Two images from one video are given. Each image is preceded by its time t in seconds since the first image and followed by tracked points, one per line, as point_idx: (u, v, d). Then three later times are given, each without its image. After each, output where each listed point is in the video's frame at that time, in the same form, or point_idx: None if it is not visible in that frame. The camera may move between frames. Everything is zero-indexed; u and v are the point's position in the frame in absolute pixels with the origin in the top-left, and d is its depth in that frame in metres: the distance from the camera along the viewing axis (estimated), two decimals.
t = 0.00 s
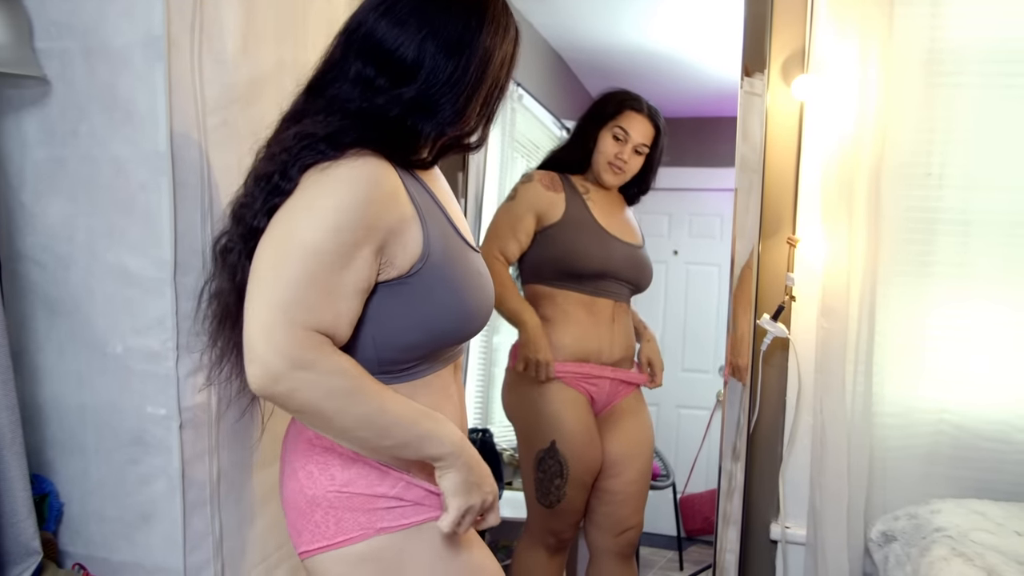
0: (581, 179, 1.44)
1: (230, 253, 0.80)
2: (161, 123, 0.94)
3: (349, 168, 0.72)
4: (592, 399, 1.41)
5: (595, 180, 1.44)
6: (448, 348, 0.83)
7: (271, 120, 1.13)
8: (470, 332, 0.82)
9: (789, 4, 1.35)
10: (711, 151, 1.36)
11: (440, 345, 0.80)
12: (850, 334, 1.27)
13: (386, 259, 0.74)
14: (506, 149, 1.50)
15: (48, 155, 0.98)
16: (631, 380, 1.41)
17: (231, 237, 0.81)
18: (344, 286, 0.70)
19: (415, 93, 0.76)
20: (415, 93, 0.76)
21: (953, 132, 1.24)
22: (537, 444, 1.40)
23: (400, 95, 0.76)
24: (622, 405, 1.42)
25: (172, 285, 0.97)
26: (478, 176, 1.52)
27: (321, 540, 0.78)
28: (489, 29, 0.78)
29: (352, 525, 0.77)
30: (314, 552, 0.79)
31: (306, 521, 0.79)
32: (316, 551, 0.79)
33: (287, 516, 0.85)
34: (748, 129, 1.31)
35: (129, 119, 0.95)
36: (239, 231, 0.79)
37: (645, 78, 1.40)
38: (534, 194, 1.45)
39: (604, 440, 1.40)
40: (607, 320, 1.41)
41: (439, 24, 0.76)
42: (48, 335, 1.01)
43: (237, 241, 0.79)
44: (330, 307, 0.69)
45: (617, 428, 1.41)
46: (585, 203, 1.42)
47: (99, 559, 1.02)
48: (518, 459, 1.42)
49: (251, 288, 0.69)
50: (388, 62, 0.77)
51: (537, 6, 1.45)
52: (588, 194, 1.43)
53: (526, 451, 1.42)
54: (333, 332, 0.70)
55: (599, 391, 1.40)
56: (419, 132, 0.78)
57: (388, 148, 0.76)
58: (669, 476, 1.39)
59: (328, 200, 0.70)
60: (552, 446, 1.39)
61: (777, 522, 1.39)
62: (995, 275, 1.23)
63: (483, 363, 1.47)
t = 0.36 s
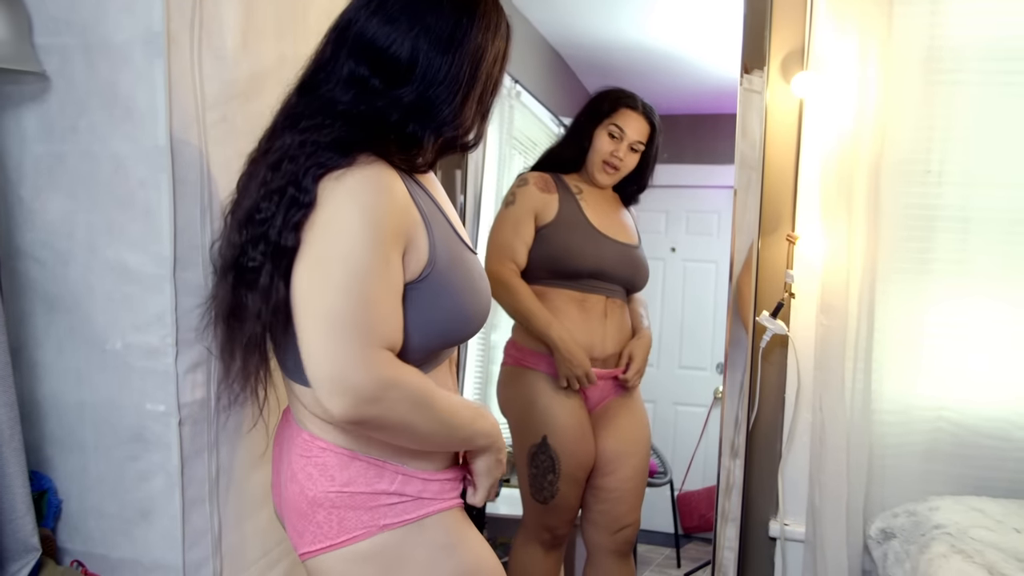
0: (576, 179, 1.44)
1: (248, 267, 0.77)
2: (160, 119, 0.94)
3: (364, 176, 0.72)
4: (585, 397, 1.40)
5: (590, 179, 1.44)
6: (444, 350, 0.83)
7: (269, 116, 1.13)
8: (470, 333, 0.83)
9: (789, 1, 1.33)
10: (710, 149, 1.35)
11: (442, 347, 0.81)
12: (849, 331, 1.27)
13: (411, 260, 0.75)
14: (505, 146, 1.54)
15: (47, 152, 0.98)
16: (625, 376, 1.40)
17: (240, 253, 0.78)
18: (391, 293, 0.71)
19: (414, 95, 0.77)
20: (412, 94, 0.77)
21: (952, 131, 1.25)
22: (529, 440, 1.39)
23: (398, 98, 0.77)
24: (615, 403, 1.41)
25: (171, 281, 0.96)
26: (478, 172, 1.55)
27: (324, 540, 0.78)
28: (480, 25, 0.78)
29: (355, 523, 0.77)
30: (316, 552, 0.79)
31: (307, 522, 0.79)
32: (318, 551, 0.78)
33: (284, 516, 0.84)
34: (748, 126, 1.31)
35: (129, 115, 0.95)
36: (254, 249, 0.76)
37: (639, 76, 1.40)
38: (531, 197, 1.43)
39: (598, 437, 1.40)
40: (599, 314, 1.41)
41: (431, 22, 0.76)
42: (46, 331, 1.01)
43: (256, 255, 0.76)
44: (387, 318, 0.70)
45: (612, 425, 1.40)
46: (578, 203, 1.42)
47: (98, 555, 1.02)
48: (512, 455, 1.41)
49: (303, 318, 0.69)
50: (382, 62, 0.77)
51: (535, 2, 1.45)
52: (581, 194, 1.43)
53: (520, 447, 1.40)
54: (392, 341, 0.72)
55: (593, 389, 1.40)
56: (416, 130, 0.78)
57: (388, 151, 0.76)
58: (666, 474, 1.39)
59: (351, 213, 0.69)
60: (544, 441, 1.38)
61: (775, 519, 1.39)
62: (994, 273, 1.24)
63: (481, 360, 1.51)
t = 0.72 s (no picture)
0: (574, 176, 1.45)
1: (251, 270, 0.77)
2: (159, 115, 0.94)
3: (367, 178, 0.72)
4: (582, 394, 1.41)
5: (587, 176, 1.44)
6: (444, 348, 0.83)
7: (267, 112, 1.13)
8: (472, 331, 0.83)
9: None
10: (707, 147, 1.35)
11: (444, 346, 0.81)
12: (846, 329, 1.28)
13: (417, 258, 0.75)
14: (501, 144, 1.50)
15: (46, 147, 0.98)
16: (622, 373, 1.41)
17: (242, 257, 0.78)
18: (401, 288, 0.72)
19: (410, 91, 0.77)
20: (409, 89, 0.77)
21: (948, 130, 1.26)
22: (525, 437, 1.41)
23: (395, 95, 0.77)
24: (613, 401, 1.41)
25: (170, 277, 0.97)
26: (474, 170, 1.51)
27: (319, 537, 0.78)
28: (476, 19, 0.78)
29: (350, 520, 0.77)
30: (312, 548, 0.79)
31: (302, 518, 0.79)
32: (313, 548, 0.79)
33: (281, 511, 0.84)
34: (747, 125, 1.31)
35: (128, 111, 0.95)
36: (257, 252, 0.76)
37: (639, 75, 1.40)
38: (530, 194, 1.44)
39: (595, 435, 1.41)
40: (596, 313, 1.41)
41: (427, 17, 0.76)
42: (44, 327, 1.01)
43: (259, 258, 0.76)
44: (400, 315, 0.71)
45: (610, 423, 1.41)
46: (576, 202, 1.43)
47: (96, 551, 1.02)
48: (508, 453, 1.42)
49: (323, 326, 0.69)
50: (378, 59, 0.77)
51: None
52: (579, 191, 1.44)
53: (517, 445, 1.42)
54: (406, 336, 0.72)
55: (590, 388, 1.40)
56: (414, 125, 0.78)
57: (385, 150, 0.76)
58: (663, 471, 1.40)
59: (358, 214, 0.70)
60: (541, 438, 1.40)
61: (772, 516, 1.40)
62: (991, 270, 1.25)
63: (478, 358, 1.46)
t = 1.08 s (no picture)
0: (578, 173, 1.40)
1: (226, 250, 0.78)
2: (156, 112, 0.94)
3: (353, 168, 0.72)
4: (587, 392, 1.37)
5: (591, 173, 1.40)
6: (445, 343, 0.83)
7: (265, 110, 1.13)
8: (469, 325, 0.82)
9: None
10: (705, 144, 1.36)
11: (441, 338, 0.80)
12: (841, 327, 1.29)
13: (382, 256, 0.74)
14: (498, 142, 1.48)
15: (44, 145, 0.98)
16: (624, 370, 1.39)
17: (222, 236, 0.79)
18: (346, 285, 0.70)
19: (412, 85, 0.77)
20: (410, 81, 0.76)
21: (945, 129, 1.26)
22: (531, 437, 1.36)
23: (395, 87, 0.76)
24: (615, 397, 1.39)
25: (168, 274, 0.97)
26: (472, 166, 1.49)
27: (316, 530, 0.79)
28: (483, 16, 0.79)
29: (346, 514, 0.78)
30: (310, 542, 0.79)
31: (301, 511, 0.80)
32: (311, 541, 0.79)
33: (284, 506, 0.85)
34: (742, 123, 1.33)
35: (126, 108, 0.95)
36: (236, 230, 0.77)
37: (634, 73, 1.40)
38: (532, 186, 1.39)
39: (596, 432, 1.38)
40: (600, 311, 1.37)
41: (433, 13, 0.76)
42: (42, 324, 1.01)
43: (234, 239, 0.77)
44: (331, 306, 0.69)
45: (611, 420, 1.39)
46: (581, 197, 1.38)
47: (94, 548, 1.03)
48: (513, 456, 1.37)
49: (253, 294, 0.68)
50: (383, 53, 0.77)
51: None
52: (583, 187, 1.39)
53: (521, 444, 1.37)
54: (338, 331, 0.71)
55: (594, 384, 1.37)
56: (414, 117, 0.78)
57: (382, 143, 0.75)
58: (659, 469, 1.40)
59: (334, 200, 0.69)
60: (548, 438, 1.35)
61: (768, 513, 1.41)
62: (990, 267, 1.26)
63: (475, 356, 1.45)
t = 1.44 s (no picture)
0: (585, 166, 1.39)
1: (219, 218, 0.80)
2: (156, 104, 0.94)
3: (342, 143, 0.71)
4: (595, 385, 1.36)
5: (597, 166, 1.39)
6: (451, 332, 0.83)
7: (264, 101, 1.13)
8: (465, 315, 0.81)
9: None
10: (706, 137, 1.36)
11: (437, 328, 0.80)
12: (843, 320, 1.29)
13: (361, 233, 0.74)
14: (499, 134, 1.49)
15: (44, 136, 0.98)
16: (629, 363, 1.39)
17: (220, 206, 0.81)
18: (312, 256, 0.70)
19: (418, 73, 0.76)
20: (415, 68, 0.76)
21: (948, 122, 1.26)
22: (539, 430, 1.34)
23: (400, 73, 0.76)
24: (621, 390, 1.38)
25: (167, 266, 0.97)
26: (472, 159, 1.50)
27: (318, 521, 0.79)
28: (495, 8, 0.77)
29: (346, 506, 0.78)
30: (314, 532, 0.80)
31: (304, 502, 0.80)
32: (314, 532, 0.80)
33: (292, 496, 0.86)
34: (743, 115, 1.32)
35: (125, 99, 0.95)
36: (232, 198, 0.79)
37: (635, 64, 1.40)
38: (539, 176, 1.37)
39: (603, 424, 1.36)
40: (608, 305, 1.37)
41: (445, 3, 0.75)
42: (42, 315, 1.01)
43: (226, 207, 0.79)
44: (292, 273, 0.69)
45: (616, 412, 1.37)
46: (590, 189, 1.37)
47: (95, 539, 1.03)
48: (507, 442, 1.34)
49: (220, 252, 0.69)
50: (393, 43, 0.76)
51: None
52: (591, 179, 1.38)
53: (528, 437, 1.35)
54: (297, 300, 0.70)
55: (602, 376, 1.36)
56: (417, 102, 0.77)
57: (382, 128, 0.76)
58: (659, 462, 1.40)
59: (314, 170, 0.69)
60: (555, 432, 1.32)
61: (768, 506, 1.41)
62: (992, 259, 1.25)
63: (475, 347, 1.46)
